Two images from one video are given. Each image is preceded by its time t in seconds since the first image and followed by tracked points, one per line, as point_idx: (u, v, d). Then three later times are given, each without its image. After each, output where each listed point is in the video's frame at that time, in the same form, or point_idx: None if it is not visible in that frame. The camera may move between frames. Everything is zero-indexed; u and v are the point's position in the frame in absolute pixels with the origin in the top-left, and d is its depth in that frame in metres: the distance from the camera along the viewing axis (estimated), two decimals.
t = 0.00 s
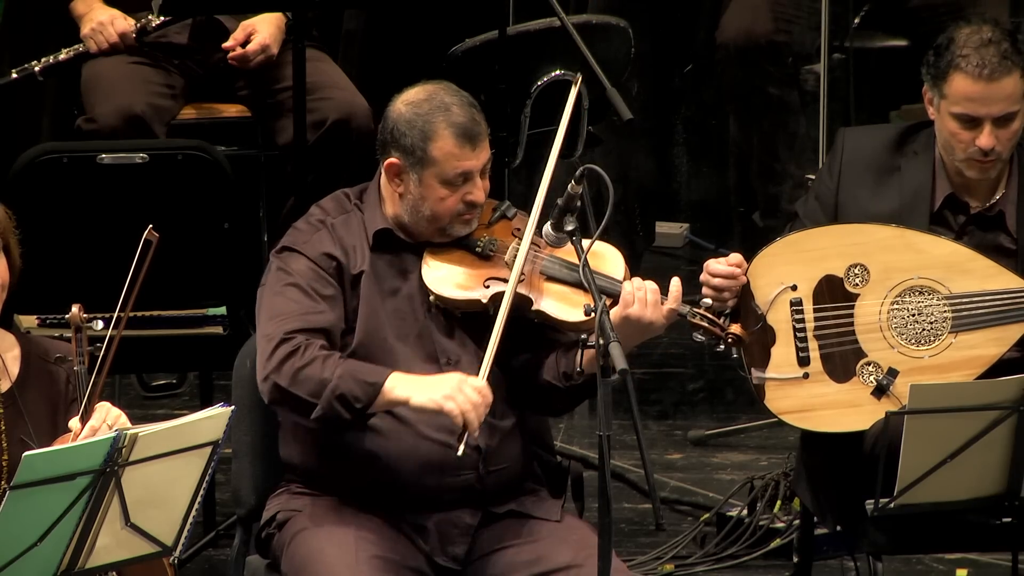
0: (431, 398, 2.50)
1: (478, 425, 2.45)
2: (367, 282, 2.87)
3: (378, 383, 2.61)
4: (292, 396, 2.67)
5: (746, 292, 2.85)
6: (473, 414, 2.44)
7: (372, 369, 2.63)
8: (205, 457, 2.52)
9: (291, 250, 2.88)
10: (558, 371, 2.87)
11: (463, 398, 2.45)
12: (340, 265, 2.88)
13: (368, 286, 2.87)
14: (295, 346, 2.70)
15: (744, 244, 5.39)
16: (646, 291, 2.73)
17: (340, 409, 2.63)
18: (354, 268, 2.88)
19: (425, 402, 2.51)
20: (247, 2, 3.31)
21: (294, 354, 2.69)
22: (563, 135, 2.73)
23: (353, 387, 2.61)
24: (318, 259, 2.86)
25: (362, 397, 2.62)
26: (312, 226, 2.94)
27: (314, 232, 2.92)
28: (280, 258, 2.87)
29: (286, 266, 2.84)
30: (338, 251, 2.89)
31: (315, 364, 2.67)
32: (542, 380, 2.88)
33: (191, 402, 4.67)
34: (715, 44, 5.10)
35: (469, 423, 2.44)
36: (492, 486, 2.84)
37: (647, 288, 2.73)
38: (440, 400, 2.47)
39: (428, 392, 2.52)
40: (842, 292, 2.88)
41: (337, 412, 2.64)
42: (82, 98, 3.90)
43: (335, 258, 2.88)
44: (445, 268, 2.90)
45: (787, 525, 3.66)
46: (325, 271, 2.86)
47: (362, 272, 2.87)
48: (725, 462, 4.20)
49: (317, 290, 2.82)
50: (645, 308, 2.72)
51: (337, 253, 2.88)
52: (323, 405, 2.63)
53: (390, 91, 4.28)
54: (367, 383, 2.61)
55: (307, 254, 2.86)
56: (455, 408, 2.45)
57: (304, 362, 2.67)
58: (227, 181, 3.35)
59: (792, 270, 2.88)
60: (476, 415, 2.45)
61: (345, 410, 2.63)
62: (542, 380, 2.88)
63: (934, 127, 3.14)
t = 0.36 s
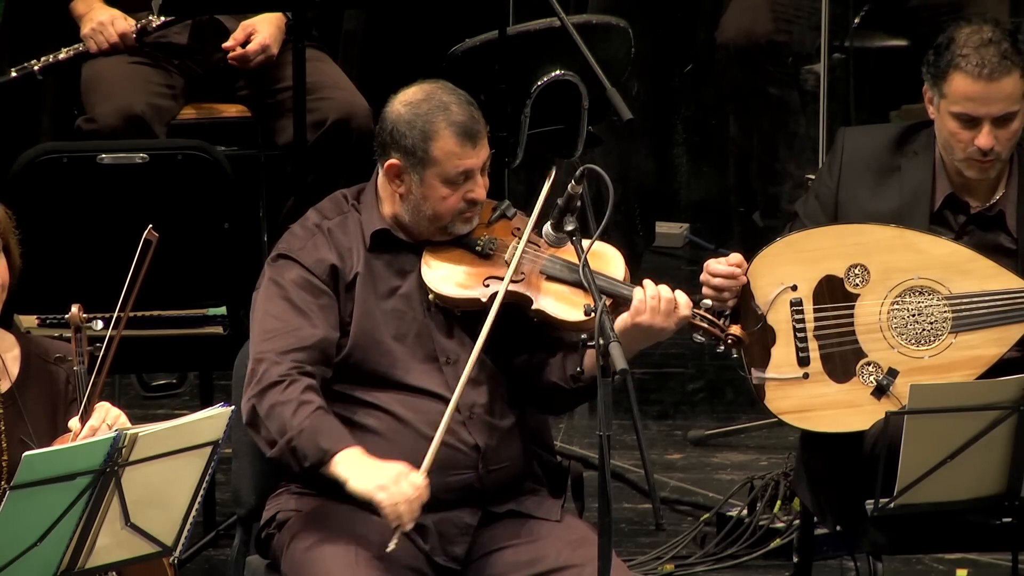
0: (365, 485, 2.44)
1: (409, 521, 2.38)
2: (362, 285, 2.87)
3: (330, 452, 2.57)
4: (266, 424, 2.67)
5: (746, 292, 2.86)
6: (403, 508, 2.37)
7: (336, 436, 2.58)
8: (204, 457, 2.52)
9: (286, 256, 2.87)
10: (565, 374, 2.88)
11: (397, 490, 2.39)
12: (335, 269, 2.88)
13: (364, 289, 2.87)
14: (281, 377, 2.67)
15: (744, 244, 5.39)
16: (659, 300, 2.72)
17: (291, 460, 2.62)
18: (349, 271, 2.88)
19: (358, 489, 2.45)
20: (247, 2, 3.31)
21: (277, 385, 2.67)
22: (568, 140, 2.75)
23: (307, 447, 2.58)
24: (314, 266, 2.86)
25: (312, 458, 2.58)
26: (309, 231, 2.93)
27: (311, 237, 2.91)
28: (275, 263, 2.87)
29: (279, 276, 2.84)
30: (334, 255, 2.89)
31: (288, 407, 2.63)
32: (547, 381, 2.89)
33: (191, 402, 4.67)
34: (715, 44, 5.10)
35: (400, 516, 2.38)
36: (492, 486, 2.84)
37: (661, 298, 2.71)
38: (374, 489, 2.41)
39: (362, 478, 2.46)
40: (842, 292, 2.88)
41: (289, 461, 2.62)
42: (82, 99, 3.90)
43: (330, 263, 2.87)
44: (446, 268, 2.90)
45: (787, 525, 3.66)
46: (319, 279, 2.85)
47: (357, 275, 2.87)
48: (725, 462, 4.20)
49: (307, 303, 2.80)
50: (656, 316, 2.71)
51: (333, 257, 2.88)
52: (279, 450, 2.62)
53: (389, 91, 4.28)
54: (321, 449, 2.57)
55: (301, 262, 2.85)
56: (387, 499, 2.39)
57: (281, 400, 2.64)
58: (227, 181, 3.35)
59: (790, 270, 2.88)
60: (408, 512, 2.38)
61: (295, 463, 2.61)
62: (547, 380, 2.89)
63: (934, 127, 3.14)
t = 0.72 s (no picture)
0: (327, 507, 2.44)
1: (367, 546, 2.39)
2: (361, 285, 2.87)
3: (300, 469, 2.56)
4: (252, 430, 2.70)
5: (746, 292, 2.86)
6: (361, 533, 2.38)
7: (309, 453, 2.57)
8: (204, 457, 2.52)
9: (283, 258, 2.87)
10: (569, 373, 2.88)
11: (356, 515, 2.39)
12: (333, 271, 2.87)
13: (362, 290, 2.87)
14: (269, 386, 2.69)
15: (744, 245, 5.37)
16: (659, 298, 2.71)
17: (266, 471, 2.63)
18: (348, 271, 2.88)
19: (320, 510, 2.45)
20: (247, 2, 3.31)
21: (266, 394, 2.68)
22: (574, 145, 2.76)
23: (280, 460, 2.58)
24: (311, 268, 2.85)
25: (284, 472, 2.58)
26: (307, 233, 2.92)
27: (309, 238, 2.91)
28: (273, 265, 2.87)
29: (274, 279, 2.84)
30: (332, 256, 2.88)
31: (270, 418, 2.64)
32: (549, 382, 2.89)
33: (191, 402, 4.67)
34: (715, 44, 5.09)
35: (357, 540, 2.39)
36: (492, 486, 2.85)
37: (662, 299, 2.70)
38: (334, 512, 2.42)
39: (326, 497, 2.47)
40: (842, 292, 2.88)
41: (267, 472, 2.63)
42: (82, 99, 3.90)
43: (328, 264, 2.86)
44: (445, 266, 2.90)
45: (787, 525, 3.66)
46: (316, 281, 2.84)
47: (355, 275, 2.87)
48: (725, 462, 4.19)
49: (301, 306, 2.80)
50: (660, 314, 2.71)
51: (330, 259, 2.87)
52: (257, 460, 2.64)
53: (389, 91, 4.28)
54: (292, 465, 2.57)
55: (298, 264, 2.85)
56: (345, 523, 2.40)
57: (266, 410, 2.66)
58: (227, 181, 3.35)
59: (790, 270, 2.88)
60: (366, 537, 2.39)
61: (270, 474, 2.62)
62: (548, 381, 2.90)
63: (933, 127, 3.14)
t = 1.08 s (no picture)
0: (335, 506, 2.43)
1: (375, 545, 2.38)
2: (361, 285, 2.87)
3: (305, 470, 2.55)
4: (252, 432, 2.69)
5: (746, 292, 2.86)
6: (370, 532, 2.37)
7: (313, 452, 2.57)
8: (204, 457, 2.52)
9: (282, 259, 2.87)
10: (577, 381, 2.89)
11: (363, 514, 2.38)
12: (333, 271, 2.87)
13: (362, 290, 2.87)
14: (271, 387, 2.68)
15: (744, 245, 5.37)
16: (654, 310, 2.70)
17: (269, 472, 2.62)
18: (347, 271, 2.88)
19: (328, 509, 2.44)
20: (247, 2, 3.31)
21: (268, 395, 2.68)
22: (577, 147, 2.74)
23: (285, 461, 2.58)
24: (310, 269, 2.85)
25: (289, 472, 2.57)
26: (307, 233, 2.92)
27: (309, 239, 2.91)
28: (272, 266, 2.87)
29: (273, 279, 2.84)
30: (331, 256, 2.88)
31: (274, 419, 2.64)
32: (558, 388, 2.90)
33: (191, 402, 4.67)
34: (715, 44, 5.09)
35: (365, 539, 2.37)
36: (492, 486, 2.85)
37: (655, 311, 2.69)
38: (341, 511, 2.41)
39: (333, 497, 2.45)
40: (842, 292, 2.88)
41: (270, 473, 2.62)
42: (82, 99, 3.89)
43: (328, 265, 2.86)
44: (449, 266, 2.90)
45: (787, 525, 3.65)
46: (315, 282, 2.84)
47: (355, 275, 2.87)
48: (725, 462, 4.19)
49: (300, 307, 2.80)
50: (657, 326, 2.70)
51: (330, 260, 2.88)
52: (261, 462, 2.63)
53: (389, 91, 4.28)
54: (296, 465, 2.56)
55: (298, 265, 2.85)
56: (353, 522, 2.38)
57: (269, 411, 2.65)
58: (227, 181, 3.35)
59: (789, 270, 2.88)
60: (374, 536, 2.38)
61: (275, 475, 2.61)
62: (561, 388, 2.90)
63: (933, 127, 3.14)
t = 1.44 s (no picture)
0: (364, 504, 2.46)
1: (406, 542, 2.41)
2: (360, 286, 2.87)
3: (328, 470, 2.57)
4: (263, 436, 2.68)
5: (746, 293, 2.86)
6: (402, 529, 2.40)
7: (334, 453, 2.58)
8: (204, 457, 2.52)
9: (282, 260, 2.86)
10: (577, 381, 2.90)
11: (395, 511, 2.41)
12: (333, 273, 2.87)
13: (363, 290, 2.87)
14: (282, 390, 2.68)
15: (744, 244, 5.36)
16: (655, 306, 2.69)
17: (288, 473, 2.62)
18: (346, 273, 2.88)
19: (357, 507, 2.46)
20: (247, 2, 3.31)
21: (277, 398, 2.67)
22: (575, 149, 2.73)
23: (305, 463, 2.58)
24: (311, 270, 2.85)
25: (310, 473, 2.58)
26: (306, 235, 2.92)
27: (308, 241, 2.90)
28: (272, 267, 2.86)
29: (273, 281, 2.84)
30: (331, 258, 2.88)
31: (287, 421, 2.64)
32: (560, 388, 2.91)
33: (191, 402, 4.66)
34: (714, 44, 5.09)
35: (397, 536, 2.40)
36: (492, 486, 2.84)
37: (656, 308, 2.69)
38: (372, 509, 2.43)
39: (361, 495, 2.48)
40: (841, 292, 2.88)
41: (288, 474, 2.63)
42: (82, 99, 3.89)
43: (328, 266, 2.86)
44: (443, 267, 2.90)
45: (787, 525, 3.65)
46: (316, 284, 2.84)
47: (354, 277, 2.87)
48: (724, 462, 4.19)
49: (302, 310, 2.80)
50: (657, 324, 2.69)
51: (330, 261, 2.88)
52: (278, 463, 2.64)
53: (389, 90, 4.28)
54: (319, 466, 2.57)
55: (298, 267, 2.85)
56: (385, 520, 2.41)
57: (280, 414, 2.65)
58: (227, 181, 3.35)
59: (788, 270, 2.88)
60: (406, 532, 2.41)
61: (293, 476, 2.62)
62: (563, 387, 2.90)
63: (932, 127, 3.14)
